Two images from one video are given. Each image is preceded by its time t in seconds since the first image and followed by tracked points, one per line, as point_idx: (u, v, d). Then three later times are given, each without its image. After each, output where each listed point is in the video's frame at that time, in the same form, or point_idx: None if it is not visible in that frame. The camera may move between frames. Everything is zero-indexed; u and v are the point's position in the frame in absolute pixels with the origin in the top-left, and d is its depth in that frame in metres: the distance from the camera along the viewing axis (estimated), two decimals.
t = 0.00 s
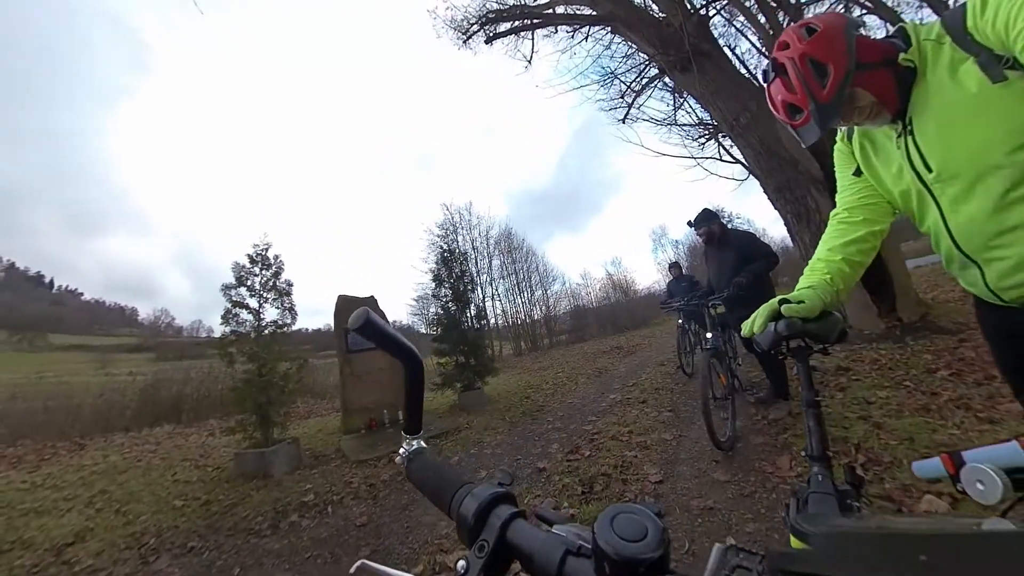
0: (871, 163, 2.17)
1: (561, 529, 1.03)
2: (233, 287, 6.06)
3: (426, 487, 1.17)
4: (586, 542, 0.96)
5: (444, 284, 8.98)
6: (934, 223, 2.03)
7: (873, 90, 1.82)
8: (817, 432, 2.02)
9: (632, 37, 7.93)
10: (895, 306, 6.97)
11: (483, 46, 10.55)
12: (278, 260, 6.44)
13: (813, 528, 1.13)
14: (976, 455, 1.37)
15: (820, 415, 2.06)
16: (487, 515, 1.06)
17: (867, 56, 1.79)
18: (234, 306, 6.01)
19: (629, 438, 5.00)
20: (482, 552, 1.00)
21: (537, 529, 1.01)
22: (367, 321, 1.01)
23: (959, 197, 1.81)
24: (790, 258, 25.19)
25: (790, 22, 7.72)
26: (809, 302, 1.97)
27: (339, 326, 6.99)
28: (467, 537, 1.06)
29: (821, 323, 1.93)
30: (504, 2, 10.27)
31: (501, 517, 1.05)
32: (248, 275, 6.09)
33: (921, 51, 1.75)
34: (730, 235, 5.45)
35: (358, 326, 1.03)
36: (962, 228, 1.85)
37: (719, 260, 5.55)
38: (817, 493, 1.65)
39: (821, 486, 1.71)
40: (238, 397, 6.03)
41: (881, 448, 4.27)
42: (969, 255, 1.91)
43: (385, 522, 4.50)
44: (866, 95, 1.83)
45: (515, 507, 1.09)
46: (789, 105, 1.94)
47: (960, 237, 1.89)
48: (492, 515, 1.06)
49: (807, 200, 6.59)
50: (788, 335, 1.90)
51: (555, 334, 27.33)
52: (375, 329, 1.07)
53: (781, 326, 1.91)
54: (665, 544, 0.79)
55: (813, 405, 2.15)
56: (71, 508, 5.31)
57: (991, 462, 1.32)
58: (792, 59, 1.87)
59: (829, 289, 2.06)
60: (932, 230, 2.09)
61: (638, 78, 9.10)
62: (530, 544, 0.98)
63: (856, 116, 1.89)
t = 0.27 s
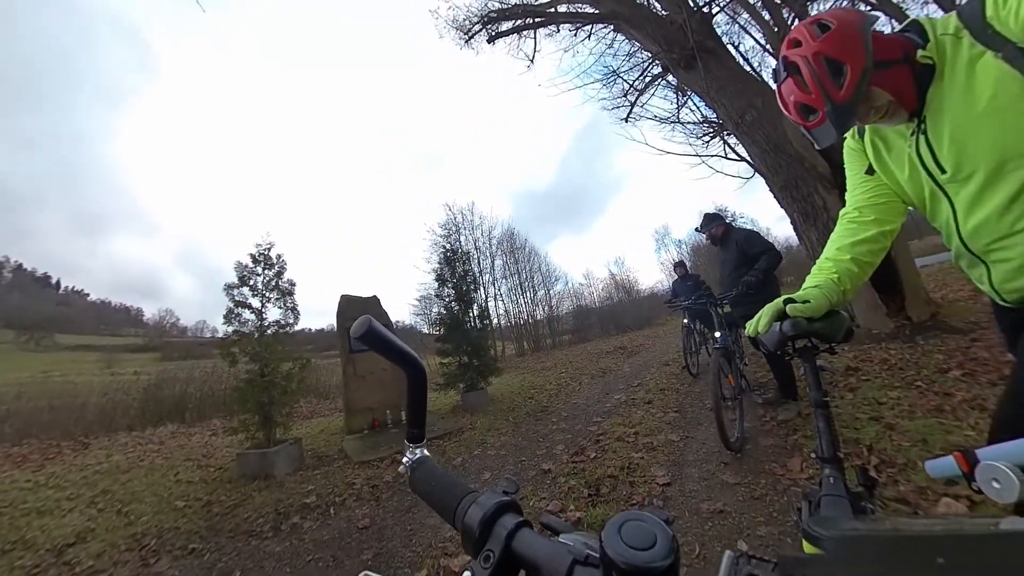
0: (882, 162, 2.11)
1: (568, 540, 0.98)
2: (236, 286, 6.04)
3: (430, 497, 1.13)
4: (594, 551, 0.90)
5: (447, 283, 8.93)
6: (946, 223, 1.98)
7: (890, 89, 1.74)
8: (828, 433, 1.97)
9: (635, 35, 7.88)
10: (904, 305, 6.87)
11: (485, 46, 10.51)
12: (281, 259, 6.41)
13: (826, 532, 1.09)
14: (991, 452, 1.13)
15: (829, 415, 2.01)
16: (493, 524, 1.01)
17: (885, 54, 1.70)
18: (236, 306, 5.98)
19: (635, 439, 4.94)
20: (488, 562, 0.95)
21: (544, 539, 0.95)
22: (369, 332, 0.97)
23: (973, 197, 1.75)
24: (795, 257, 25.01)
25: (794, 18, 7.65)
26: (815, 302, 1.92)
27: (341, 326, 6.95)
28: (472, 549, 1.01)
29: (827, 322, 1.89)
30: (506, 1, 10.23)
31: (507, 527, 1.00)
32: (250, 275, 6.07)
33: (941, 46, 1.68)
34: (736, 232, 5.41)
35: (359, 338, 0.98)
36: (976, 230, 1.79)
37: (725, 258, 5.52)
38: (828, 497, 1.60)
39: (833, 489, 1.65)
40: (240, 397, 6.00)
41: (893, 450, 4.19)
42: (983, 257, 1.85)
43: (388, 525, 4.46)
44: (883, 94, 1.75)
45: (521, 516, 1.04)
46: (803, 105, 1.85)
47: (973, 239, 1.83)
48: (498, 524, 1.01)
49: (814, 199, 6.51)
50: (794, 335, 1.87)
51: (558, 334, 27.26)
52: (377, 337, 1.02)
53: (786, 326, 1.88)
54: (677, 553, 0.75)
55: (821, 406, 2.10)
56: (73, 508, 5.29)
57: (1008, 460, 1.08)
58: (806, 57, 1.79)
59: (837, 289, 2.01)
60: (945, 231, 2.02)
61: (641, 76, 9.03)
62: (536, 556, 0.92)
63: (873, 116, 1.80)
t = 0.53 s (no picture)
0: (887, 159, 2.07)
1: (572, 543, 0.96)
2: (238, 286, 6.05)
3: (435, 499, 1.13)
4: (599, 554, 0.88)
5: (449, 283, 8.92)
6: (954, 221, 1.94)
7: (894, 85, 1.70)
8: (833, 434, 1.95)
9: (637, 34, 7.83)
10: (910, 304, 6.81)
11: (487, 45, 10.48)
12: (283, 259, 6.42)
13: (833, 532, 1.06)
14: (1003, 451, 1.21)
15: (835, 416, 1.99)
16: (497, 526, 1.00)
17: (889, 49, 1.67)
18: (239, 306, 5.98)
19: (638, 440, 4.92)
20: (493, 566, 0.92)
21: (549, 542, 0.93)
22: (374, 333, 0.97)
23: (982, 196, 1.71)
24: (799, 256, 24.87)
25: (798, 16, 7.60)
26: (820, 301, 1.90)
27: (344, 326, 6.95)
28: (475, 552, 0.99)
29: (833, 321, 1.85)
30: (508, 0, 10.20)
31: (511, 530, 0.98)
32: (253, 275, 6.07)
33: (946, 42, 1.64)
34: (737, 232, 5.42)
35: (363, 339, 0.98)
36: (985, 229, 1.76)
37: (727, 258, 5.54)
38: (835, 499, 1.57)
39: (841, 490, 1.63)
40: (243, 396, 6.00)
41: (900, 451, 4.14)
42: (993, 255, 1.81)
43: (390, 525, 4.45)
44: (887, 90, 1.71)
45: (525, 518, 1.02)
46: (806, 100, 1.83)
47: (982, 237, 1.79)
48: (502, 527, 1.00)
49: (819, 197, 6.46)
50: (799, 335, 1.86)
51: (560, 334, 27.24)
52: (380, 338, 1.02)
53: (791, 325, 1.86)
54: (683, 557, 0.74)
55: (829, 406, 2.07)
56: (77, 507, 5.30)
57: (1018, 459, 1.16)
58: (808, 52, 1.77)
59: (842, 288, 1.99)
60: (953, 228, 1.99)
61: (643, 75, 8.99)
62: (539, 558, 0.89)
63: (877, 112, 1.76)
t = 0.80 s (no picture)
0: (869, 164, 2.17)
1: (572, 536, 1.01)
2: (239, 286, 6.11)
3: (438, 493, 1.18)
4: (600, 548, 0.92)
5: (448, 283, 8.98)
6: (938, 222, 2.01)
7: (872, 89, 1.78)
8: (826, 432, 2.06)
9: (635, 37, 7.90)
10: (903, 305, 6.91)
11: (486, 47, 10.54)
12: (284, 260, 6.47)
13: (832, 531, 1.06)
14: (1003, 452, 1.14)
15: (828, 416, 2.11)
16: (499, 519, 1.05)
17: (866, 55, 1.75)
18: (240, 306, 6.04)
19: (634, 438, 5.01)
20: (494, 558, 0.99)
21: (550, 536, 0.98)
22: (380, 330, 1.04)
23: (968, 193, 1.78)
24: (797, 257, 25.01)
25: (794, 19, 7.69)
26: (816, 301, 1.96)
27: (344, 326, 7.00)
28: (478, 543, 1.05)
29: (829, 322, 1.94)
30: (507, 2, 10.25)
31: (512, 523, 1.04)
32: (254, 275, 6.13)
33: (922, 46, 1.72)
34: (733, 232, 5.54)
35: (369, 334, 1.05)
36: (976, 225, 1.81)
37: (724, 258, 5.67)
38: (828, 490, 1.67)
39: (834, 488, 1.71)
40: (244, 396, 6.06)
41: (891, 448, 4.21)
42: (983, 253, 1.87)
43: (390, 522, 4.52)
44: (866, 94, 1.79)
45: (527, 511, 1.08)
46: (788, 105, 1.90)
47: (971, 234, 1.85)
48: (503, 520, 1.05)
49: (813, 199, 6.55)
50: (795, 335, 1.93)
51: (559, 334, 27.35)
52: (387, 336, 1.09)
53: (788, 325, 1.94)
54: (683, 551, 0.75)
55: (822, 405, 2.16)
56: (81, 505, 5.35)
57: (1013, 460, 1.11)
58: (789, 59, 1.84)
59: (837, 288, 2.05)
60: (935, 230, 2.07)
61: (641, 77, 9.07)
62: (540, 551, 0.95)
63: (856, 115, 1.85)
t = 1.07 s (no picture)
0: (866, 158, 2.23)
1: (613, 530, 1.09)
2: (241, 285, 6.18)
3: (483, 482, 1.30)
4: (638, 544, 0.99)
5: (447, 282, 9.08)
6: (931, 218, 2.06)
7: (865, 69, 1.85)
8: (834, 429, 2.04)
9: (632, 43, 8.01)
10: (891, 305, 7.11)
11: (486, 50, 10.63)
12: (285, 259, 6.54)
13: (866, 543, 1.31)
14: None
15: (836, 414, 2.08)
16: (541, 510, 1.16)
17: (859, 37, 1.83)
18: (242, 304, 6.11)
19: (630, 435, 5.14)
20: (536, 547, 1.09)
21: (590, 529, 1.07)
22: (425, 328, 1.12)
23: (966, 186, 1.83)
24: (790, 258, 25.33)
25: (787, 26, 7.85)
26: (827, 296, 2.03)
27: (345, 325, 7.08)
28: (522, 531, 1.17)
29: (839, 318, 1.97)
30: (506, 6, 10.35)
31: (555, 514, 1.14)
32: (256, 274, 6.20)
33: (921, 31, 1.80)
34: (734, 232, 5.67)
35: (415, 333, 1.15)
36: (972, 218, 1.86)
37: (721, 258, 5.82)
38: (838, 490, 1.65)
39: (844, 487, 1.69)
40: (246, 394, 6.13)
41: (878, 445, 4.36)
42: (978, 247, 1.91)
43: (391, 518, 4.62)
44: (859, 75, 1.86)
45: (566, 505, 1.19)
46: (779, 83, 1.95)
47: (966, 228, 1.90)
48: (545, 511, 1.17)
49: (805, 203, 6.72)
50: (808, 331, 1.95)
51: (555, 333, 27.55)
52: (429, 333, 1.19)
53: (800, 321, 1.96)
54: (724, 549, 0.79)
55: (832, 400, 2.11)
56: (86, 500, 5.42)
57: None
58: (784, 35, 1.90)
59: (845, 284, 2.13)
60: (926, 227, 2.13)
61: (637, 81, 9.21)
62: (581, 541, 1.05)
63: (849, 97, 1.92)
